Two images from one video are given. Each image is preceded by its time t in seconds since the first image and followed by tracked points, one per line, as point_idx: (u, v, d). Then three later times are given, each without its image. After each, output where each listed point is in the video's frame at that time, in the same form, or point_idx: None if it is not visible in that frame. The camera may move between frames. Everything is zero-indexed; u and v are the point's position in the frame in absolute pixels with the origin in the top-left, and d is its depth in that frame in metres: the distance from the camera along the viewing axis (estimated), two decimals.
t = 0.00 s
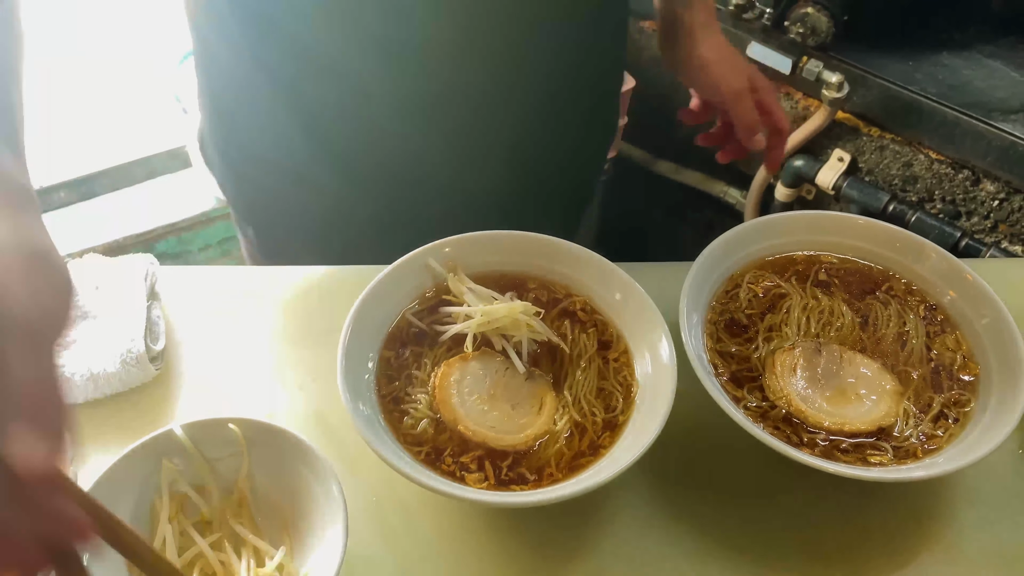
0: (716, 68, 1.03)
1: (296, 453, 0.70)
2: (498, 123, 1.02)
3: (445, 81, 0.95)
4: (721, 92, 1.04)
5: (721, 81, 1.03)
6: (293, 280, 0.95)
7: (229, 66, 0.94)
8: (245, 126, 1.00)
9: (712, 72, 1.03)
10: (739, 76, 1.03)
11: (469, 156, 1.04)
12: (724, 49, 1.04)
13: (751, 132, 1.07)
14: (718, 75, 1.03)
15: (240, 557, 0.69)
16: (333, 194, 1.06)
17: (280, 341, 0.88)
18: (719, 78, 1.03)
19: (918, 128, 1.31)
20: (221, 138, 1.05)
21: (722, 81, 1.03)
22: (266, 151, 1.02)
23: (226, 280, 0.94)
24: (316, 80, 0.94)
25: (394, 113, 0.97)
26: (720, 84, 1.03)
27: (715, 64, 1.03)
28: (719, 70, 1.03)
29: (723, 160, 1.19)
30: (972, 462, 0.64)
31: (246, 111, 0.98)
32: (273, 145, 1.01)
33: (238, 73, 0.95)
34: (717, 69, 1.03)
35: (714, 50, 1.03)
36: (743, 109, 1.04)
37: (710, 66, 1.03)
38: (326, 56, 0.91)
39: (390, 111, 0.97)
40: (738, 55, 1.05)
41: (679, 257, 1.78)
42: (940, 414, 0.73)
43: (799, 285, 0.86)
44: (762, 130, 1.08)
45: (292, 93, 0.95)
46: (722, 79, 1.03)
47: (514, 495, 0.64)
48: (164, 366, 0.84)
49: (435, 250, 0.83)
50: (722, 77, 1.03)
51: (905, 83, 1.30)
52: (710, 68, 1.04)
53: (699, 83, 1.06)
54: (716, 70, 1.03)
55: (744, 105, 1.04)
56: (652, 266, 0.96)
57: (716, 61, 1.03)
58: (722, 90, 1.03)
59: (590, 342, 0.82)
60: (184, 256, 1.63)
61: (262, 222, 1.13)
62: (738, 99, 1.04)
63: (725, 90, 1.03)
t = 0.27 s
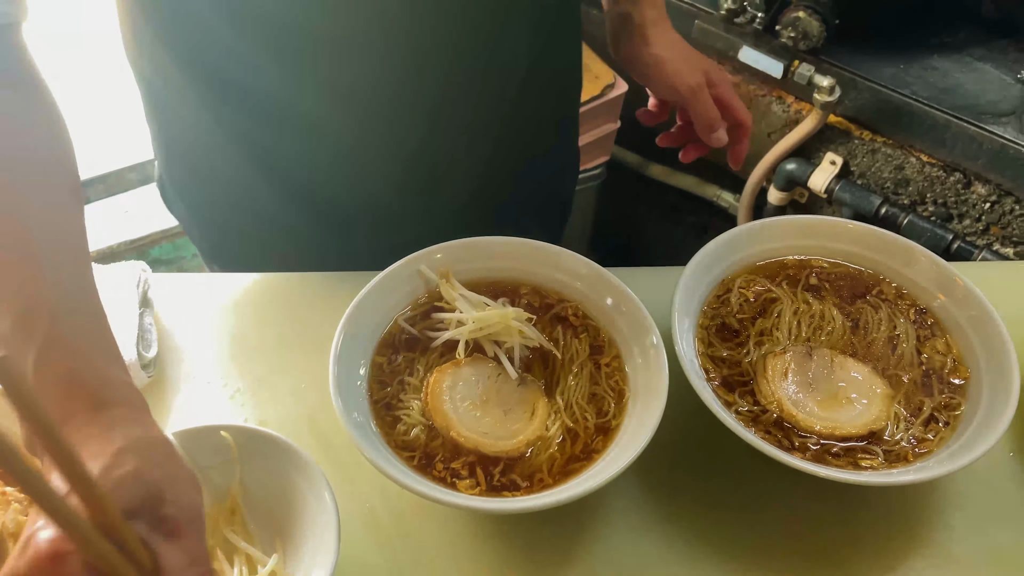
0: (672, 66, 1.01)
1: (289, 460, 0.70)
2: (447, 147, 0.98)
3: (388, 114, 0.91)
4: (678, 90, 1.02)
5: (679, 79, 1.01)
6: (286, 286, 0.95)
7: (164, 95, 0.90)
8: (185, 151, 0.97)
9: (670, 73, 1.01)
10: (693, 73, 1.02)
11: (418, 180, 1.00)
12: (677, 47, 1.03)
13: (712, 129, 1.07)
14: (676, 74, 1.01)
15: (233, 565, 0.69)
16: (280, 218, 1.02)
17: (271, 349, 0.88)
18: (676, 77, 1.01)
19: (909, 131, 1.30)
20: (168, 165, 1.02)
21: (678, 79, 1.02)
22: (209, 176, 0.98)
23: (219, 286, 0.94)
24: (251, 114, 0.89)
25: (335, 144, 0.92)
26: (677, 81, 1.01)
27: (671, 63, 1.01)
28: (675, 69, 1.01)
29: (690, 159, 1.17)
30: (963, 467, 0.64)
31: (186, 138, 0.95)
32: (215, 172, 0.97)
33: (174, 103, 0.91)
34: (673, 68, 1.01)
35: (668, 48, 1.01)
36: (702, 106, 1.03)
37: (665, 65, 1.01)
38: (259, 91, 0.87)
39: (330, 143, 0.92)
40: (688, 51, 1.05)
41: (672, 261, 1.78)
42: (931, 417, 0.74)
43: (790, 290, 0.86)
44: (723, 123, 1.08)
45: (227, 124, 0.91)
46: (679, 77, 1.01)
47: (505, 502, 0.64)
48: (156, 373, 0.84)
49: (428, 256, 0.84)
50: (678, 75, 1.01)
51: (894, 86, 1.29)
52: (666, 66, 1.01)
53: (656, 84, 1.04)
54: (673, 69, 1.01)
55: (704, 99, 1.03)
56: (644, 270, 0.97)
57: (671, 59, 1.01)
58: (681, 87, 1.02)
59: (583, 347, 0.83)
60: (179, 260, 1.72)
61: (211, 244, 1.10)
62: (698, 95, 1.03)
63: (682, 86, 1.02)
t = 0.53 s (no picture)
0: (665, 53, 1.00)
1: (290, 464, 0.70)
2: (451, 158, 0.99)
3: (392, 126, 0.93)
4: (674, 79, 1.01)
5: (675, 67, 1.00)
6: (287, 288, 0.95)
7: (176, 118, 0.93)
8: (200, 173, 0.99)
9: (662, 59, 1.00)
10: (688, 60, 1.01)
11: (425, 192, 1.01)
12: (673, 35, 1.02)
13: (711, 117, 1.02)
14: (668, 59, 1.00)
15: (235, 568, 0.69)
16: (295, 235, 1.04)
17: (273, 351, 0.88)
18: (670, 63, 1.00)
19: (906, 132, 1.30)
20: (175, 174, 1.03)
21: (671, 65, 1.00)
22: (224, 197, 1.01)
23: (221, 289, 0.94)
24: (260, 133, 0.91)
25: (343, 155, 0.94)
26: (669, 66, 1.00)
27: (662, 49, 1.00)
28: (667, 55, 1.00)
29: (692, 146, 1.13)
30: (963, 468, 0.64)
31: (199, 159, 0.97)
32: (229, 193, 1.00)
33: (186, 125, 0.93)
34: (665, 55, 1.00)
35: (661, 36, 1.01)
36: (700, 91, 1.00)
37: (657, 50, 1.00)
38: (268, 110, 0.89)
39: (336, 156, 0.94)
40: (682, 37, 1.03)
41: (671, 263, 1.79)
42: (931, 418, 0.74)
43: (790, 292, 0.86)
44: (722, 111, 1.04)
45: (237, 144, 0.93)
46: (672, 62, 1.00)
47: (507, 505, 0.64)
48: (155, 377, 0.84)
49: (428, 258, 0.84)
50: (670, 61, 1.00)
51: (891, 87, 1.29)
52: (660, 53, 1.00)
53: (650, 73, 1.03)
54: (665, 55, 1.00)
55: (700, 83, 1.00)
56: (644, 271, 0.97)
57: (663, 45, 1.00)
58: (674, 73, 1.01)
59: (583, 349, 0.83)
60: (177, 264, 1.75)
61: (232, 261, 1.12)
62: (694, 81, 1.00)
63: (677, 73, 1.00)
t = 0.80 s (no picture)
0: (707, 68, 1.00)
1: (293, 465, 0.70)
2: (498, 135, 0.98)
3: (440, 102, 0.91)
4: (712, 94, 1.01)
5: (714, 84, 1.00)
6: (288, 290, 0.95)
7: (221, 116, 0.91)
8: (246, 171, 0.97)
9: (703, 73, 1.00)
10: (728, 77, 1.01)
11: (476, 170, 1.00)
12: (716, 48, 1.02)
13: (744, 135, 1.03)
14: (709, 74, 1.00)
15: (237, 569, 0.69)
16: (347, 227, 1.03)
17: (276, 353, 0.88)
18: (710, 78, 1.00)
19: (907, 135, 1.30)
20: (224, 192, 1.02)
21: (712, 81, 1.00)
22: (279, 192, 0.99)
23: (223, 291, 0.95)
24: (312, 120, 0.90)
25: (405, 154, 0.94)
26: (709, 81, 1.00)
27: (703, 64, 1.00)
28: (708, 70, 1.00)
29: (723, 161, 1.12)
30: (966, 470, 0.64)
31: (248, 157, 0.95)
32: (282, 199, 1.00)
33: (234, 123, 0.92)
34: (706, 69, 1.00)
35: (704, 51, 1.01)
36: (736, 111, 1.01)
37: (698, 64, 1.00)
38: (313, 95, 0.87)
39: (387, 138, 0.92)
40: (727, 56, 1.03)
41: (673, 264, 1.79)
42: (933, 420, 0.74)
43: (791, 294, 0.86)
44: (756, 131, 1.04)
45: (308, 138, 0.92)
46: (713, 77, 1.00)
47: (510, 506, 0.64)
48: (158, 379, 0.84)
49: (431, 260, 0.84)
50: (711, 76, 1.00)
51: (891, 89, 1.29)
52: (702, 67, 1.00)
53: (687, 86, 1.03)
54: (706, 70, 1.00)
55: (737, 101, 1.00)
56: (645, 273, 0.97)
57: (704, 60, 1.00)
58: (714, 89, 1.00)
59: (586, 351, 0.83)
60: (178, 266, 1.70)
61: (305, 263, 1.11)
62: (733, 99, 1.01)
63: (715, 88, 1.00)
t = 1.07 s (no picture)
0: (779, 76, 1.00)
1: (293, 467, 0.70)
2: (551, 129, 1.01)
3: (504, 93, 0.94)
4: (782, 102, 1.00)
5: (781, 92, 1.00)
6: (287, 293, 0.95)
7: (285, 114, 0.93)
8: (300, 170, 0.99)
9: (774, 82, 1.00)
10: (799, 85, 1.01)
11: (524, 162, 1.03)
12: (788, 55, 1.01)
13: (811, 144, 1.02)
14: (779, 83, 1.00)
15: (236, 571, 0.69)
16: (392, 221, 1.05)
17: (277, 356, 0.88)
18: (780, 87, 1.00)
19: (906, 137, 1.31)
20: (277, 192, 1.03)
21: (784, 89, 1.00)
22: (328, 192, 1.01)
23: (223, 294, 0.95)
24: (375, 118, 0.92)
25: (460, 147, 0.97)
26: (781, 91, 1.00)
27: (775, 71, 1.00)
28: (781, 79, 1.00)
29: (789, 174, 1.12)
30: (965, 473, 0.65)
31: (303, 156, 0.97)
32: (335, 200, 1.02)
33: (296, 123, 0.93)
34: (778, 76, 1.00)
35: (779, 57, 1.00)
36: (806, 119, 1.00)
37: (769, 73, 1.00)
38: (384, 92, 0.89)
39: (452, 128, 0.95)
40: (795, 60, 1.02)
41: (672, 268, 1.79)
42: (932, 423, 0.74)
43: (791, 297, 0.87)
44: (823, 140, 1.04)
45: (373, 135, 0.94)
46: (784, 85, 1.00)
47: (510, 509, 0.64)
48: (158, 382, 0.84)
49: (431, 263, 0.84)
50: (781, 85, 1.00)
51: (889, 93, 1.30)
52: (774, 74, 1.00)
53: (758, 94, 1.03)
54: (778, 78, 1.00)
55: (805, 111, 1.00)
56: (645, 277, 0.97)
57: (775, 68, 1.00)
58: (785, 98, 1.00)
59: (585, 354, 0.83)
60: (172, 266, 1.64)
61: (336, 257, 1.12)
62: (802, 108, 1.00)
63: (784, 97, 1.00)
